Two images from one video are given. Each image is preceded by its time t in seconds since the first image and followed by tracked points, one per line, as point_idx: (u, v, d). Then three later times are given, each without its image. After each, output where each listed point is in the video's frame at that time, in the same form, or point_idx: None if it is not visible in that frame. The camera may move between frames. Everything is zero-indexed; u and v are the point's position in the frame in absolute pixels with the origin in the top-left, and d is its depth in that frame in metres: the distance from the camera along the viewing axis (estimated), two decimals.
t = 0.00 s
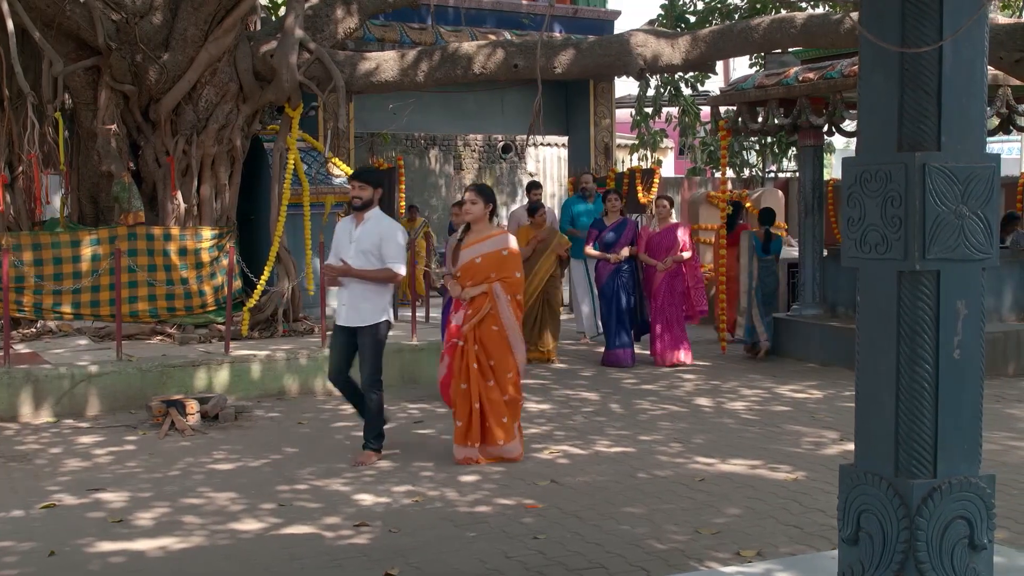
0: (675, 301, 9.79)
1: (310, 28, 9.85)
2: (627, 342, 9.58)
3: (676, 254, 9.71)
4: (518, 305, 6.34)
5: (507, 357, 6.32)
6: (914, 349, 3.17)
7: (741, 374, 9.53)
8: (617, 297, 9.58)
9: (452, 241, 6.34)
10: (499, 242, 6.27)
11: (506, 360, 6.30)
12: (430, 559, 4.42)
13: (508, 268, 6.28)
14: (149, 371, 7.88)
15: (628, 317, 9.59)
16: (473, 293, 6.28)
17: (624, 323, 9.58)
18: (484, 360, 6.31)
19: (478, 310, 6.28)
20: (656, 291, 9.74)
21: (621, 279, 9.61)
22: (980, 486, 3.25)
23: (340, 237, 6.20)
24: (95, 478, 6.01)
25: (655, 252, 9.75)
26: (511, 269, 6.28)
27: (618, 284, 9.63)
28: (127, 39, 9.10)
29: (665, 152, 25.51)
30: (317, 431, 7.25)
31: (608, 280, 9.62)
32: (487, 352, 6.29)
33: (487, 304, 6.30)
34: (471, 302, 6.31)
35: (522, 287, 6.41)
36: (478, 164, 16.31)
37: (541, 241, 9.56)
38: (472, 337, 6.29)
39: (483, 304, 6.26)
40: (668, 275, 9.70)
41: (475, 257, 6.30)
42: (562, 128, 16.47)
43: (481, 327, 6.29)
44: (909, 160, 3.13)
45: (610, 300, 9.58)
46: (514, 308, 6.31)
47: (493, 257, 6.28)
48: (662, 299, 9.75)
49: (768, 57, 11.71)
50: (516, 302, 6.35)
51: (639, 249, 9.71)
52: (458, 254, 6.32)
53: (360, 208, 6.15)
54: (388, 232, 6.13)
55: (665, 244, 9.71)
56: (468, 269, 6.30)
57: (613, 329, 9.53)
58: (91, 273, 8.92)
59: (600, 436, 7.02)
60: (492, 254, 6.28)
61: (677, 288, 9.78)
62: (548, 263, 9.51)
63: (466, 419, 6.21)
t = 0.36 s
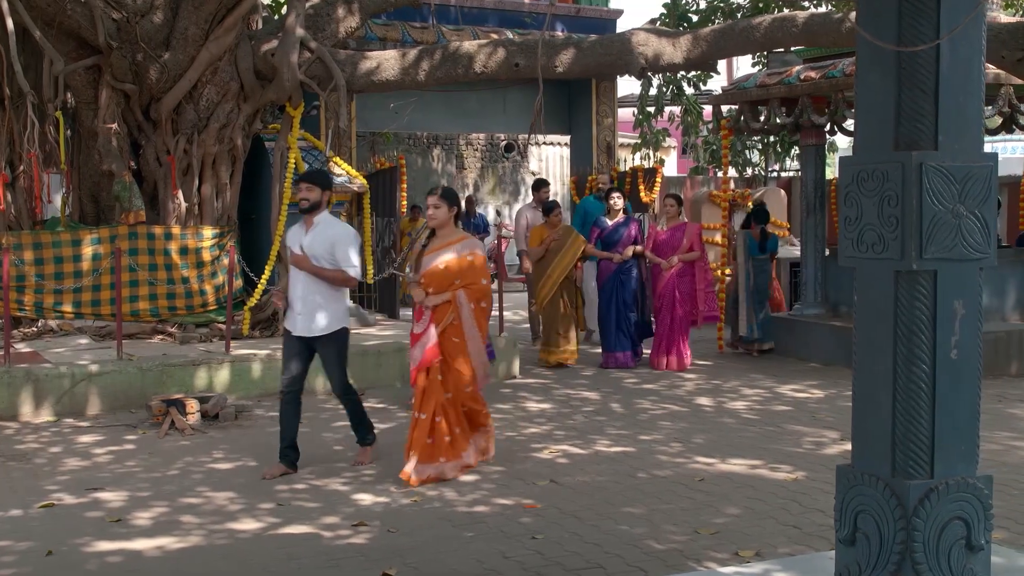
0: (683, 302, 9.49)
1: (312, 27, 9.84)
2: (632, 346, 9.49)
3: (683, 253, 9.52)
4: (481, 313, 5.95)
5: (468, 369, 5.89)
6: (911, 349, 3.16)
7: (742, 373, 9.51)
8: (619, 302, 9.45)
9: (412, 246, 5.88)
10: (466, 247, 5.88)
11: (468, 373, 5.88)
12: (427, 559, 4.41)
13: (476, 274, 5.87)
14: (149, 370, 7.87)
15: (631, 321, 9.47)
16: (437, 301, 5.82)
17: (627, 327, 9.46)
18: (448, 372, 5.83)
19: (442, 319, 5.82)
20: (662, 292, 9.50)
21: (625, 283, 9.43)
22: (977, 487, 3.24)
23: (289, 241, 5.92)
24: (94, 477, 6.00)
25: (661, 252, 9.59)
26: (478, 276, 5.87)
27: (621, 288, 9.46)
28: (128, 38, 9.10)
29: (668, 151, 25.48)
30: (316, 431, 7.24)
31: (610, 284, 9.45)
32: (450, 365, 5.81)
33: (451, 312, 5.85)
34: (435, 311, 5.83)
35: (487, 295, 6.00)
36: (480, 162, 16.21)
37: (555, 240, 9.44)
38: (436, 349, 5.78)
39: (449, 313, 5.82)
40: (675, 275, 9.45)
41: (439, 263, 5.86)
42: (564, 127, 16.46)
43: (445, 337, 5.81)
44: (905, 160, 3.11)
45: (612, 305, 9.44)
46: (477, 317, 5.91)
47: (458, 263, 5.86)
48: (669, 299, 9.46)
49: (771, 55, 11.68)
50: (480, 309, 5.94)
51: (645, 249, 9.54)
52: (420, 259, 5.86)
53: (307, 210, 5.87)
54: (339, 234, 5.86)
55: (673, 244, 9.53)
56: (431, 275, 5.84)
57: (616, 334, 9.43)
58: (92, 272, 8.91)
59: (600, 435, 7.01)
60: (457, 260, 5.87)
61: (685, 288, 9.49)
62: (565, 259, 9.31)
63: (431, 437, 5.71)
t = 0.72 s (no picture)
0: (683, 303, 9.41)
1: (313, 27, 9.84)
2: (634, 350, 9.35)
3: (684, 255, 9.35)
4: (448, 321, 5.66)
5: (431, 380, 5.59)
6: (908, 349, 3.15)
7: (742, 373, 9.50)
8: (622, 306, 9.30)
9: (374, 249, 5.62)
10: (431, 251, 5.60)
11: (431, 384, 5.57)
12: (425, 560, 4.40)
13: (441, 280, 5.60)
14: (149, 370, 7.86)
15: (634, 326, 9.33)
16: (400, 307, 5.55)
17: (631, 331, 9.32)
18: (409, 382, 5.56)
19: (404, 326, 5.56)
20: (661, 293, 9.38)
21: (628, 287, 9.31)
22: (974, 488, 3.23)
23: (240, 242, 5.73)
24: (93, 477, 6.00)
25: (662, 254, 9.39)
26: (443, 281, 5.60)
27: (624, 291, 9.33)
28: (129, 37, 9.10)
29: (670, 151, 25.49)
30: (316, 431, 7.24)
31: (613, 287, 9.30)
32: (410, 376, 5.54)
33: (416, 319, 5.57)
34: (399, 317, 5.58)
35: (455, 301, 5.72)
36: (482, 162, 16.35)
37: (565, 236, 9.23)
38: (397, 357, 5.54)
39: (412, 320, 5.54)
40: (675, 276, 9.33)
41: (403, 267, 5.59)
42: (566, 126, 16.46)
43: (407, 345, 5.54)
44: (902, 159, 3.10)
45: (613, 309, 9.30)
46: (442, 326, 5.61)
47: (423, 267, 5.59)
48: (668, 300, 9.36)
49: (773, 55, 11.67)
50: (445, 317, 5.65)
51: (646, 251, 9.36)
52: (383, 263, 5.59)
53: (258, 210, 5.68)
54: (291, 235, 5.68)
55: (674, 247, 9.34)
56: (395, 280, 5.58)
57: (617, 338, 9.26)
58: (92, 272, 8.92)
59: (600, 436, 7.00)
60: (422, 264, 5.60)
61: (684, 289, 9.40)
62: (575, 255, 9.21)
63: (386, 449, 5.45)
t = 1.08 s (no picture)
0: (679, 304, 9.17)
1: (314, 26, 9.83)
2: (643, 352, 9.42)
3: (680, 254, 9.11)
4: (399, 325, 5.28)
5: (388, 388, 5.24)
6: (905, 350, 3.14)
7: (743, 373, 9.49)
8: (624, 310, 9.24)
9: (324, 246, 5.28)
10: (379, 250, 5.24)
11: (385, 391, 5.24)
12: (423, 561, 4.39)
13: (388, 281, 5.22)
14: (150, 371, 7.87)
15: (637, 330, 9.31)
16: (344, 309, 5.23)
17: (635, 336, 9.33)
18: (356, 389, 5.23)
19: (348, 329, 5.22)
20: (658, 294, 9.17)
21: (630, 290, 9.22)
22: (971, 489, 3.22)
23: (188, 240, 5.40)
24: (93, 477, 6.00)
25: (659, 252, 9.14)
26: (389, 281, 5.22)
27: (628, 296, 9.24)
28: (131, 37, 9.13)
29: (673, 151, 25.46)
30: (316, 430, 7.24)
31: (616, 291, 9.20)
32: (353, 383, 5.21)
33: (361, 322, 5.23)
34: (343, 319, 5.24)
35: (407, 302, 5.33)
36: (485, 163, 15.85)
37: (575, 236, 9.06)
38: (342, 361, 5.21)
39: (355, 322, 5.20)
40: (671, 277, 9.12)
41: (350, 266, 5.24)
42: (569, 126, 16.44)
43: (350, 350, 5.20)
44: (899, 159, 3.09)
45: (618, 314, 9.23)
46: (391, 328, 5.24)
47: (370, 267, 5.23)
48: (664, 301, 9.14)
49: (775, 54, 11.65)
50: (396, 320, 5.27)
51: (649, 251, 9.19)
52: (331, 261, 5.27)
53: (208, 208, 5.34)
54: (241, 235, 5.35)
55: (670, 245, 9.10)
56: (340, 280, 5.25)
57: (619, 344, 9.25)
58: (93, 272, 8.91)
59: (600, 436, 6.99)
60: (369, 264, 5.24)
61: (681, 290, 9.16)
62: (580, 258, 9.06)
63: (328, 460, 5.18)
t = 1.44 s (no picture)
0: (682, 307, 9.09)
1: (316, 26, 9.82)
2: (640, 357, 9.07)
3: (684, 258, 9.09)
4: (331, 335, 5.07)
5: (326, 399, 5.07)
6: (902, 351, 3.13)
7: (744, 374, 9.47)
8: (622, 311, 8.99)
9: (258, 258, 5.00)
10: (313, 258, 4.99)
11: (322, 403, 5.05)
12: (421, 561, 4.39)
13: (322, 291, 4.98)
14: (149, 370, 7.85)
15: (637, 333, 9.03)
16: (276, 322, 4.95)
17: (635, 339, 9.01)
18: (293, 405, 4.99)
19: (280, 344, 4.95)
20: (661, 297, 9.10)
21: (628, 288, 9.01)
22: (969, 490, 3.20)
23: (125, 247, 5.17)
24: (92, 477, 6.00)
25: (662, 256, 9.11)
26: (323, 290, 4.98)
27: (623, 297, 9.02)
28: (131, 37, 9.08)
29: (674, 151, 25.46)
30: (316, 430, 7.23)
31: (612, 289, 8.99)
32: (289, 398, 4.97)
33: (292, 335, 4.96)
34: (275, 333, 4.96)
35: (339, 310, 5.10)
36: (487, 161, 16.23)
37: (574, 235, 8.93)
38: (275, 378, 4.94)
39: (288, 338, 4.93)
40: (675, 280, 9.06)
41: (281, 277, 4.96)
42: (571, 126, 16.43)
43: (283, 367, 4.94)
44: (896, 159, 3.09)
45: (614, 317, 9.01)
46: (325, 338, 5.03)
47: (301, 277, 4.96)
48: (667, 304, 9.08)
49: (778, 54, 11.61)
50: (328, 330, 5.06)
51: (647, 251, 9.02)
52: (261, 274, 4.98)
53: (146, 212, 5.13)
54: (182, 239, 5.13)
55: (673, 247, 9.07)
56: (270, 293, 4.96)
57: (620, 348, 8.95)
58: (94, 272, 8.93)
59: (601, 436, 6.99)
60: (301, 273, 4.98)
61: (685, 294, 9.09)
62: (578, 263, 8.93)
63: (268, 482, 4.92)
